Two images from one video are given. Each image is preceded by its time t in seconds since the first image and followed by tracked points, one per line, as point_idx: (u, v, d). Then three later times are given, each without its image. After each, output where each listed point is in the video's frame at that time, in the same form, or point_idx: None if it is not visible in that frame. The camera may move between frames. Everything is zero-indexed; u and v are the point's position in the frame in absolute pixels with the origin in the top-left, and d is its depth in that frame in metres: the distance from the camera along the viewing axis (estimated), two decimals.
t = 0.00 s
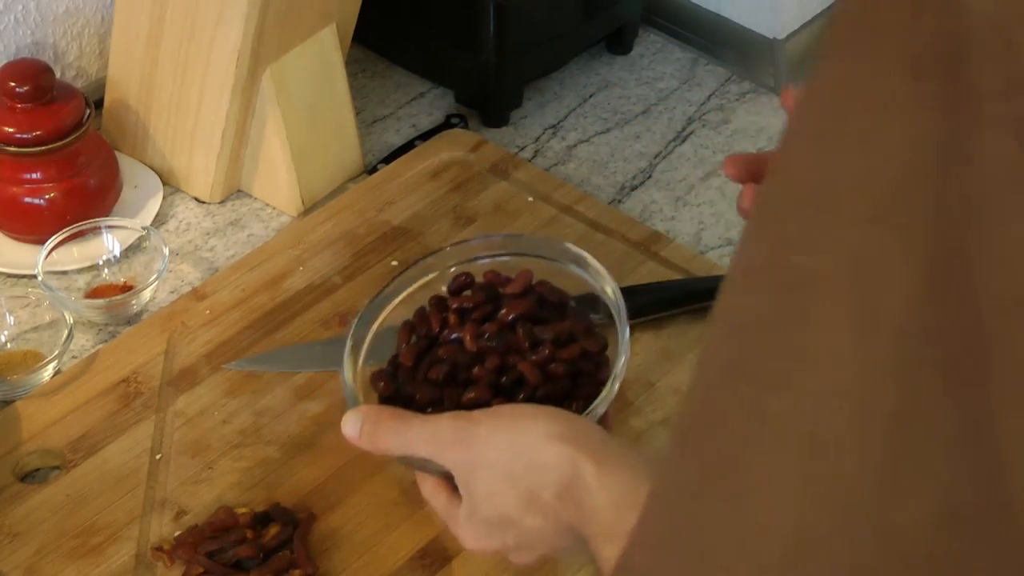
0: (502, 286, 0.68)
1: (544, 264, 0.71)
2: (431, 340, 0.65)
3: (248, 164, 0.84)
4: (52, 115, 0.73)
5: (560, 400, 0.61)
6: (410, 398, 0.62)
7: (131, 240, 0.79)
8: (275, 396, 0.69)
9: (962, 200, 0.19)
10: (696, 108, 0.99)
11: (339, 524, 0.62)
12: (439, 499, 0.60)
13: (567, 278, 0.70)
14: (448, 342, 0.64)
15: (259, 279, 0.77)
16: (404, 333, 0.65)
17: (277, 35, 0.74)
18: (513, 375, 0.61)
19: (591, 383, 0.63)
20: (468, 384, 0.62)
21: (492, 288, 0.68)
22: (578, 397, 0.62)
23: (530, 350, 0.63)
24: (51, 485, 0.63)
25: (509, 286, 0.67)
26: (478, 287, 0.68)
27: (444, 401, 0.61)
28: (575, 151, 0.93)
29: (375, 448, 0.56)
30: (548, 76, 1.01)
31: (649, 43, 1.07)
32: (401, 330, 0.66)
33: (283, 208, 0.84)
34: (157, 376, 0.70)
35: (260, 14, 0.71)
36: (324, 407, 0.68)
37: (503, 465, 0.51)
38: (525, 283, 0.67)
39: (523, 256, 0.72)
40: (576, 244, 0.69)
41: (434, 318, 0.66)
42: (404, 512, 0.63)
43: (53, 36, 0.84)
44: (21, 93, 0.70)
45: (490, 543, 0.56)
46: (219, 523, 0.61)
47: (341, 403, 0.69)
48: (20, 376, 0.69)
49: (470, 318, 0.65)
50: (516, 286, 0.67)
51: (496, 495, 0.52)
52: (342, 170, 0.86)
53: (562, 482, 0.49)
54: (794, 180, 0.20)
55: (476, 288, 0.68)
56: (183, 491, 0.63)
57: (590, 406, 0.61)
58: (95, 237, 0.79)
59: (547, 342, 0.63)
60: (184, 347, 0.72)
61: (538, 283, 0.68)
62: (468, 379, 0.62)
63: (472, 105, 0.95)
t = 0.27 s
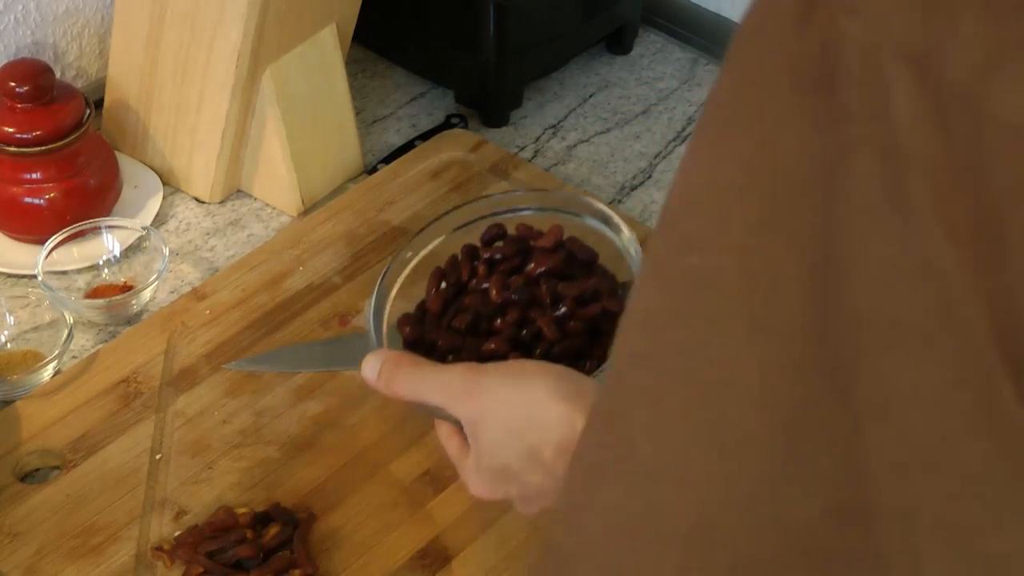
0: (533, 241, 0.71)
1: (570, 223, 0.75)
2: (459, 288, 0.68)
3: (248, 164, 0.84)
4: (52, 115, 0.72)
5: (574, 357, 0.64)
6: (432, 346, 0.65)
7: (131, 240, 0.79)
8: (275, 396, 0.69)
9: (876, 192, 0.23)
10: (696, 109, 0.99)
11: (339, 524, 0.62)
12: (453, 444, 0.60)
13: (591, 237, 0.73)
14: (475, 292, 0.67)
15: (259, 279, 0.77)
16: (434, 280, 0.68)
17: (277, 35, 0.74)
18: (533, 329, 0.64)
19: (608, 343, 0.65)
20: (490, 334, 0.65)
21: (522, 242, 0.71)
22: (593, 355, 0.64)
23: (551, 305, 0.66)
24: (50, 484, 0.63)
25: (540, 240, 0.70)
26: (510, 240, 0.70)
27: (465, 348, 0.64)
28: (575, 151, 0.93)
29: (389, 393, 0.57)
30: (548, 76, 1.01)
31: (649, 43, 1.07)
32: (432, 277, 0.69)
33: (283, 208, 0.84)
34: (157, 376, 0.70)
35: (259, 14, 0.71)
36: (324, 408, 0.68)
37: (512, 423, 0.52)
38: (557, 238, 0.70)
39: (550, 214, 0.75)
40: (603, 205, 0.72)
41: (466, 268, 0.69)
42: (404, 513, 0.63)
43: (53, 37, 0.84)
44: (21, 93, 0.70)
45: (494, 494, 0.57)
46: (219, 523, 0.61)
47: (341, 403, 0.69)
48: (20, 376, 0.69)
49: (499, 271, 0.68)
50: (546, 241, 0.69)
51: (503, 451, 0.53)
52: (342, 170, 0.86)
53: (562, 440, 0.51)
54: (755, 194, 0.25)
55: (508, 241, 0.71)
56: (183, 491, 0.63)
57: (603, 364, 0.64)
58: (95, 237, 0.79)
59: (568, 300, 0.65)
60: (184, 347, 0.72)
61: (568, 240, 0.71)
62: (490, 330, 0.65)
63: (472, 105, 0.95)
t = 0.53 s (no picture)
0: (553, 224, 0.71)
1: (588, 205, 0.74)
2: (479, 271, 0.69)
3: (247, 164, 0.84)
4: (52, 115, 0.73)
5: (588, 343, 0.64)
6: (447, 326, 0.65)
7: (131, 240, 0.80)
8: (275, 395, 0.69)
9: (841, 192, 0.24)
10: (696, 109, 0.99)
11: (339, 524, 0.62)
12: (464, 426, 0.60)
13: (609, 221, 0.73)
14: (494, 273, 0.68)
15: (259, 279, 0.77)
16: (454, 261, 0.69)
17: (277, 35, 0.74)
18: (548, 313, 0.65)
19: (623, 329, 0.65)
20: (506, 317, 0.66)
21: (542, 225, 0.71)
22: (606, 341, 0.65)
23: (567, 290, 0.66)
24: (50, 485, 0.63)
25: (560, 225, 0.70)
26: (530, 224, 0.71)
27: (480, 326, 0.64)
28: (575, 151, 0.93)
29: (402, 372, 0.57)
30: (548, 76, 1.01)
31: (649, 43, 1.08)
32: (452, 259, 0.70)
33: (283, 208, 0.84)
34: (157, 376, 0.70)
35: (260, 14, 0.71)
36: (324, 407, 0.68)
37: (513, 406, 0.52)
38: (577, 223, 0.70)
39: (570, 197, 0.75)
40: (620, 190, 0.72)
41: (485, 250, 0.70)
42: (404, 513, 0.63)
43: (53, 37, 0.84)
44: (21, 93, 0.70)
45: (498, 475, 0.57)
46: (219, 523, 0.61)
47: (341, 403, 0.69)
48: (20, 376, 0.69)
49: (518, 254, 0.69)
50: (566, 226, 0.70)
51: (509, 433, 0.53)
52: (342, 170, 0.86)
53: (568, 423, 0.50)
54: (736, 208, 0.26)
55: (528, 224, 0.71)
56: (183, 491, 0.63)
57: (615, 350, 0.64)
58: (96, 237, 0.79)
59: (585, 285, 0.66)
60: (184, 347, 0.72)
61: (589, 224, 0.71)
62: (507, 311, 0.66)
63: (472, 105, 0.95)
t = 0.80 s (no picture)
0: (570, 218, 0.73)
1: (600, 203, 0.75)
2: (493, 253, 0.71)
3: (247, 163, 0.84)
4: (53, 115, 0.73)
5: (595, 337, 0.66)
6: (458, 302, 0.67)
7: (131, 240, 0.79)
8: (275, 395, 0.69)
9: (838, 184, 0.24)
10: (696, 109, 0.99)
11: (339, 524, 0.62)
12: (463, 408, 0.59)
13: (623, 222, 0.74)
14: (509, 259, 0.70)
15: (259, 279, 0.77)
16: (472, 238, 0.70)
17: (277, 35, 0.74)
18: (562, 302, 0.66)
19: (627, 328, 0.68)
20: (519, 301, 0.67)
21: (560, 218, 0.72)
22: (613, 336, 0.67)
23: (581, 283, 0.68)
24: (50, 485, 0.63)
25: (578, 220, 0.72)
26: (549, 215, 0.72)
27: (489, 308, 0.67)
28: (575, 151, 0.93)
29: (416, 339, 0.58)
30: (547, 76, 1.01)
31: (649, 43, 1.08)
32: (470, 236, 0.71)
33: (283, 208, 0.84)
34: (157, 376, 0.70)
35: (260, 14, 0.71)
36: (324, 407, 0.68)
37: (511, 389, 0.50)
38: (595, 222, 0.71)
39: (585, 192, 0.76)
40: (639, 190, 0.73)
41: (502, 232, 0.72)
42: (405, 513, 0.63)
43: (53, 37, 0.84)
44: (21, 93, 0.70)
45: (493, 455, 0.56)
46: (219, 523, 0.61)
47: (340, 403, 0.69)
48: (20, 376, 0.69)
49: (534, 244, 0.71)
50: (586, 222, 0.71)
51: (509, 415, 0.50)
52: (342, 170, 0.86)
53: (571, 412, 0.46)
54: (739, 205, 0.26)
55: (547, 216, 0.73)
56: (183, 491, 0.63)
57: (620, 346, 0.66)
58: (96, 237, 0.79)
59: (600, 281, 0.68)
60: (184, 347, 0.72)
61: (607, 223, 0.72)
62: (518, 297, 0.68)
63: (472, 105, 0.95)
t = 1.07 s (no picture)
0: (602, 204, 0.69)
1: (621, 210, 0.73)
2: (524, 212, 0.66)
3: (247, 163, 0.84)
4: (53, 115, 0.73)
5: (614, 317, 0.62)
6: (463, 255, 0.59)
7: (131, 240, 0.79)
8: (275, 395, 0.69)
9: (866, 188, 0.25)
10: (696, 109, 0.99)
11: (339, 524, 0.62)
12: (446, 335, 0.59)
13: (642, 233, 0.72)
14: (545, 221, 0.65)
15: (259, 279, 0.76)
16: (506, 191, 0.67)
17: (277, 34, 0.74)
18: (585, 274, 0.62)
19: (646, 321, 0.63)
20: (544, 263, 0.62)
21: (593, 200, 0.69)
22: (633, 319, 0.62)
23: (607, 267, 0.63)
24: (51, 485, 0.63)
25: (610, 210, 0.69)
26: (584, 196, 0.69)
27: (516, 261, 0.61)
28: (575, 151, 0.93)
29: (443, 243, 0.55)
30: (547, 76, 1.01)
31: (649, 43, 1.07)
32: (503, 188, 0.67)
33: (283, 208, 0.84)
34: (157, 376, 0.70)
35: (260, 13, 0.71)
36: (323, 408, 0.68)
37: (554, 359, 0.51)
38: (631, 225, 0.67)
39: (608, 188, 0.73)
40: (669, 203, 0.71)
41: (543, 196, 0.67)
42: (404, 513, 0.63)
43: (53, 36, 0.84)
44: (21, 92, 0.70)
45: (479, 402, 0.57)
46: (219, 523, 0.61)
47: (340, 403, 0.69)
48: (20, 376, 0.69)
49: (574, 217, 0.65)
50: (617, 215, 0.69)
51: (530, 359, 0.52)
52: (342, 170, 0.86)
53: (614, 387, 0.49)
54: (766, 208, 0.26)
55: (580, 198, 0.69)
56: (183, 491, 0.63)
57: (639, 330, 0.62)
58: (96, 237, 0.79)
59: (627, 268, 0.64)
60: (184, 347, 0.72)
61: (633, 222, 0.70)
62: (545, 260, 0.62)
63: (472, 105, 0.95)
